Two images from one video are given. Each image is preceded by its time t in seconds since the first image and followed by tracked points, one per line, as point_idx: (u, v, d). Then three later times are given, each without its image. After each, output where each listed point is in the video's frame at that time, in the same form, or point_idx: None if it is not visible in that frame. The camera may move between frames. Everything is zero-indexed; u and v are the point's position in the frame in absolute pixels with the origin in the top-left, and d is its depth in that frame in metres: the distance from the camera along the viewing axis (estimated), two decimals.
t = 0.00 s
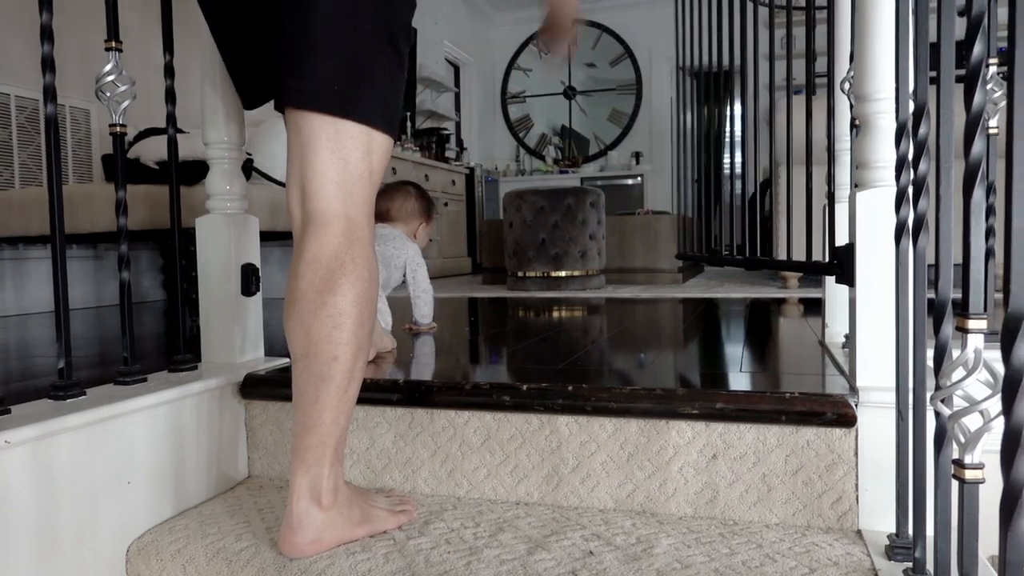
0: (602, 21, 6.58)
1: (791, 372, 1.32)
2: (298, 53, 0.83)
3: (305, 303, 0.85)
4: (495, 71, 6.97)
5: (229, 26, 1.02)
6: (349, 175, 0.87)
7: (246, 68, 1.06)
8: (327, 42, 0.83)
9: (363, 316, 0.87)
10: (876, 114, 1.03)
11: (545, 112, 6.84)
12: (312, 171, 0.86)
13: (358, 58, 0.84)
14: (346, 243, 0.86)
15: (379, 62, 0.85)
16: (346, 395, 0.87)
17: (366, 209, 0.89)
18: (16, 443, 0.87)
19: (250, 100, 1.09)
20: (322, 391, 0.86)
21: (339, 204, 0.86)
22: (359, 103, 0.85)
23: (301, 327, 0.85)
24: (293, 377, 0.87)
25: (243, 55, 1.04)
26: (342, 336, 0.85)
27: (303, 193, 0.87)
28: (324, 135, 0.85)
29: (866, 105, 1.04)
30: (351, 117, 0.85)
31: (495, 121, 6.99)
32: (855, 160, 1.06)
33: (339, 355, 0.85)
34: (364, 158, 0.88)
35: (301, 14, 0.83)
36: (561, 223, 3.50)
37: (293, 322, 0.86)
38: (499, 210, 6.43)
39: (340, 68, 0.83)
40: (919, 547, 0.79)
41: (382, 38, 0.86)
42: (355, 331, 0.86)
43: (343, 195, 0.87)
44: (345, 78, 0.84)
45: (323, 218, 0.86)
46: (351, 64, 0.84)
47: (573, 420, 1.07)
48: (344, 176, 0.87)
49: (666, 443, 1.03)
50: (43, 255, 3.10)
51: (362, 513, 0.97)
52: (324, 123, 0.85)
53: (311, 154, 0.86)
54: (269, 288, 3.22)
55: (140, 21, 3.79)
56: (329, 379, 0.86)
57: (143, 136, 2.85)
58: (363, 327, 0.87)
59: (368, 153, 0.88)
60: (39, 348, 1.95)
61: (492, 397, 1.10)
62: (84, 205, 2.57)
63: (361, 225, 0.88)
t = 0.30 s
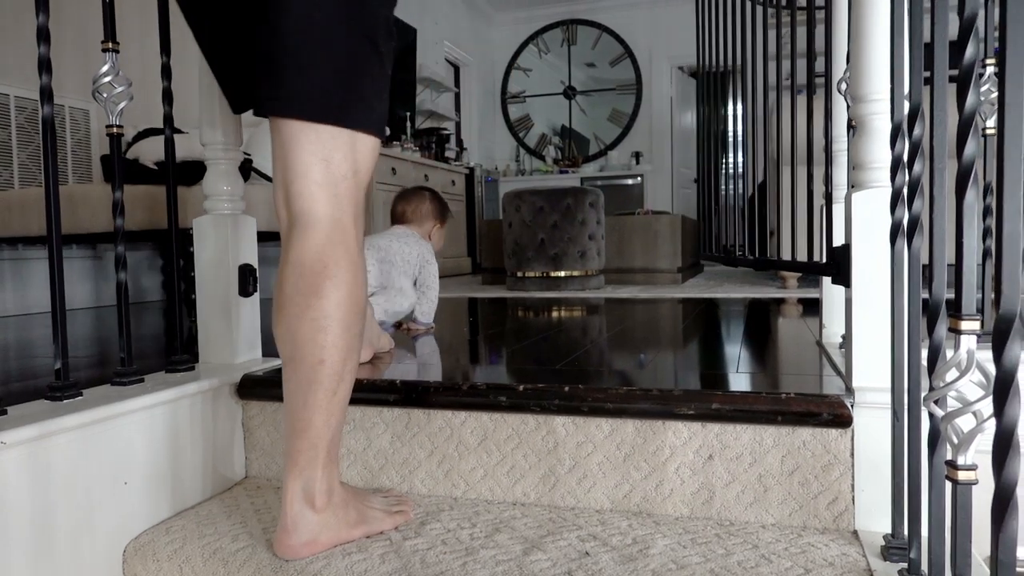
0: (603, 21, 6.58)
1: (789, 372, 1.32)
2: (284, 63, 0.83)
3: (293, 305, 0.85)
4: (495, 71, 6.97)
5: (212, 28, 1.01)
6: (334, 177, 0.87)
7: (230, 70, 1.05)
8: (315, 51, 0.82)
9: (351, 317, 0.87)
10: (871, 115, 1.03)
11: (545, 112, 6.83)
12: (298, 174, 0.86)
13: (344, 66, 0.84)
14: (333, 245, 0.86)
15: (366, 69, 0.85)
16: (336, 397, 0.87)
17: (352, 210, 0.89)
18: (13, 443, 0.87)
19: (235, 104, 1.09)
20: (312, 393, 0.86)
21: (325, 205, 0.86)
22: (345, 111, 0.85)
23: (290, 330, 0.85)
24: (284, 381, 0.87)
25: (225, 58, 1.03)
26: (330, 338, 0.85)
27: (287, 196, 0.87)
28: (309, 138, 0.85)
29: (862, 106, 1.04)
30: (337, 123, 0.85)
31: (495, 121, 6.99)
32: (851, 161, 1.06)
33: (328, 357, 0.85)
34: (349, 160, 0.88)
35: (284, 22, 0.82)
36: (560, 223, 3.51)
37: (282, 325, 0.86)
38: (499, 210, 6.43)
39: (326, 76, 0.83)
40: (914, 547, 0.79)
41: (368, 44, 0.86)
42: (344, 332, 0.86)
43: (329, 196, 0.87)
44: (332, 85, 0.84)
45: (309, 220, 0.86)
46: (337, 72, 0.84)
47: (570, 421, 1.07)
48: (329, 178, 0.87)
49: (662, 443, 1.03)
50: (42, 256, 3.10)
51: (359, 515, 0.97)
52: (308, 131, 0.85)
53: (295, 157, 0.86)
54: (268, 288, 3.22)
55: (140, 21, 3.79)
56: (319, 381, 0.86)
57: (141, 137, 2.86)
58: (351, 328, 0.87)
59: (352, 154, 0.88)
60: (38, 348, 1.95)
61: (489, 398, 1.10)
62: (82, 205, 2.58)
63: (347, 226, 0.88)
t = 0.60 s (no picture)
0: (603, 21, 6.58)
1: (790, 373, 1.32)
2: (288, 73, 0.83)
3: (295, 308, 0.85)
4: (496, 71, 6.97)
5: (216, 33, 1.01)
6: (338, 180, 0.87)
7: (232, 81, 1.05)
8: (321, 60, 0.82)
9: (353, 321, 0.87)
10: (871, 116, 1.03)
11: (545, 112, 6.82)
12: (301, 177, 0.86)
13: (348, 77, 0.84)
14: (335, 247, 0.86)
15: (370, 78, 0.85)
16: (337, 401, 0.87)
17: (356, 213, 0.88)
18: (12, 445, 0.87)
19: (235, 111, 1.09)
20: (313, 396, 0.86)
21: (328, 207, 0.86)
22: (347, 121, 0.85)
23: (292, 333, 0.85)
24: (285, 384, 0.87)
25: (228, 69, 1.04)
26: (331, 341, 0.85)
27: (290, 199, 0.87)
28: (312, 143, 0.85)
29: (862, 106, 1.04)
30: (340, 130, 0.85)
31: (496, 122, 6.99)
32: (852, 163, 1.06)
33: (329, 360, 0.85)
34: (353, 164, 0.88)
35: (291, 32, 0.83)
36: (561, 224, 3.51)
37: (283, 328, 0.86)
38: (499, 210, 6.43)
39: (330, 83, 0.83)
40: (915, 550, 0.79)
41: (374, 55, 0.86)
42: (346, 335, 0.86)
43: (332, 200, 0.86)
44: (336, 94, 0.84)
45: (313, 223, 0.86)
46: (341, 82, 0.83)
47: (569, 422, 1.07)
48: (333, 180, 0.87)
49: (662, 445, 1.03)
50: (42, 256, 3.10)
51: (358, 516, 0.97)
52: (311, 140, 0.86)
53: (299, 160, 0.86)
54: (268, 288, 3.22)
55: (139, 21, 3.79)
56: (320, 385, 0.85)
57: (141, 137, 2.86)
58: (354, 332, 0.87)
59: (356, 159, 0.88)
60: (38, 349, 1.95)
61: (488, 400, 1.10)
62: (82, 206, 2.58)
63: (351, 229, 0.88)
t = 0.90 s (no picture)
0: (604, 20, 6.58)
1: (790, 372, 1.32)
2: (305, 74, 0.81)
3: (313, 309, 0.85)
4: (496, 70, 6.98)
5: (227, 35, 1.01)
6: (363, 182, 0.86)
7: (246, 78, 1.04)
8: (340, 63, 0.81)
9: (370, 325, 0.87)
10: (873, 115, 1.02)
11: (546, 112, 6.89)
12: (325, 179, 0.85)
13: (366, 80, 0.82)
14: (357, 251, 0.86)
15: (390, 83, 0.83)
16: (349, 403, 0.87)
17: (378, 218, 0.88)
18: (9, 445, 0.87)
19: (245, 113, 1.08)
20: (325, 397, 0.85)
21: (351, 211, 0.86)
22: (364, 126, 0.83)
23: (307, 334, 0.85)
24: (296, 383, 0.87)
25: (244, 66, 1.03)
26: (348, 344, 0.85)
27: (314, 200, 0.86)
28: (336, 146, 0.85)
29: (863, 106, 1.04)
30: (360, 137, 0.83)
31: (496, 121, 7.00)
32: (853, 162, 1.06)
33: (345, 363, 0.85)
34: (378, 169, 0.87)
35: (309, 32, 0.81)
36: (561, 223, 3.50)
37: (300, 328, 0.86)
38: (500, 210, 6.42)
39: (348, 87, 0.81)
40: (916, 550, 0.78)
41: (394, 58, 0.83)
42: (362, 338, 0.86)
43: (356, 203, 0.86)
44: (353, 98, 0.82)
45: (336, 226, 0.85)
46: (359, 86, 0.82)
47: (570, 422, 1.06)
48: (358, 183, 0.86)
49: (662, 445, 1.03)
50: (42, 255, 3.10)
51: (358, 517, 0.97)
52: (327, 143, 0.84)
53: (323, 162, 0.85)
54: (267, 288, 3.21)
55: (140, 21, 3.79)
56: (333, 387, 0.85)
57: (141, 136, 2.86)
58: (369, 336, 0.87)
59: (382, 165, 0.88)
60: (37, 349, 1.94)
61: (488, 400, 1.09)
62: (83, 206, 2.57)
63: (372, 233, 0.88)
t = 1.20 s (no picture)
0: (605, 19, 6.58)
1: (792, 372, 1.32)
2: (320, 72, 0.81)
3: (320, 311, 0.84)
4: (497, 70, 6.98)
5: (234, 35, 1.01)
6: (372, 183, 0.86)
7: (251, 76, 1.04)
8: (357, 63, 0.81)
9: (377, 326, 0.87)
10: (876, 114, 1.02)
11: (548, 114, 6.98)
12: (334, 179, 0.85)
13: (382, 82, 0.81)
14: (365, 252, 0.86)
15: (406, 86, 0.83)
16: (355, 404, 0.87)
17: (386, 219, 0.88)
18: (10, 445, 0.87)
19: (246, 113, 1.07)
20: (331, 399, 0.85)
21: (359, 212, 0.86)
22: (376, 127, 0.83)
23: (314, 336, 0.84)
24: (301, 384, 0.87)
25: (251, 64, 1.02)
26: (355, 346, 0.85)
27: (321, 200, 0.86)
28: (348, 145, 0.84)
29: (865, 105, 1.03)
30: (373, 138, 0.83)
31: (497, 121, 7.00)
32: (855, 161, 1.05)
33: (351, 365, 0.85)
34: (387, 169, 0.87)
35: (327, 31, 0.81)
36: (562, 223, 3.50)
37: (306, 330, 0.85)
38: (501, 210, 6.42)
39: (363, 87, 0.81)
40: (918, 550, 0.78)
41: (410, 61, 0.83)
42: (368, 340, 0.86)
43: (364, 204, 0.86)
44: (369, 95, 0.82)
45: (345, 227, 0.85)
46: (374, 86, 0.81)
47: (571, 422, 1.06)
48: (367, 183, 0.86)
49: (664, 445, 1.03)
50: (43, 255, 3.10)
51: (359, 517, 0.97)
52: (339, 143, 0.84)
53: (334, 161, 0.84)
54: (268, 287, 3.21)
55: (140, 20, 3.78)
56: (339, 388, 0.85)
57: (142, 135, 2.86)
58: (375, 337, 0.87)
59: (392, 165, 0.88)
60: (38, 348, 1.95)
61: (490, 399, 1.09)
62: (83, 205, 2.57)
63: (380, 233, 0.88)
